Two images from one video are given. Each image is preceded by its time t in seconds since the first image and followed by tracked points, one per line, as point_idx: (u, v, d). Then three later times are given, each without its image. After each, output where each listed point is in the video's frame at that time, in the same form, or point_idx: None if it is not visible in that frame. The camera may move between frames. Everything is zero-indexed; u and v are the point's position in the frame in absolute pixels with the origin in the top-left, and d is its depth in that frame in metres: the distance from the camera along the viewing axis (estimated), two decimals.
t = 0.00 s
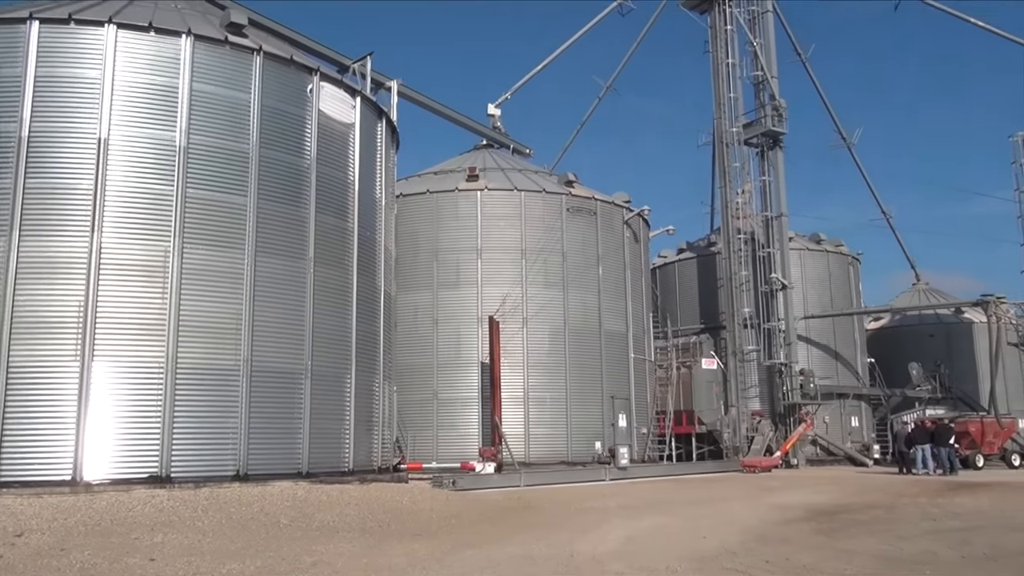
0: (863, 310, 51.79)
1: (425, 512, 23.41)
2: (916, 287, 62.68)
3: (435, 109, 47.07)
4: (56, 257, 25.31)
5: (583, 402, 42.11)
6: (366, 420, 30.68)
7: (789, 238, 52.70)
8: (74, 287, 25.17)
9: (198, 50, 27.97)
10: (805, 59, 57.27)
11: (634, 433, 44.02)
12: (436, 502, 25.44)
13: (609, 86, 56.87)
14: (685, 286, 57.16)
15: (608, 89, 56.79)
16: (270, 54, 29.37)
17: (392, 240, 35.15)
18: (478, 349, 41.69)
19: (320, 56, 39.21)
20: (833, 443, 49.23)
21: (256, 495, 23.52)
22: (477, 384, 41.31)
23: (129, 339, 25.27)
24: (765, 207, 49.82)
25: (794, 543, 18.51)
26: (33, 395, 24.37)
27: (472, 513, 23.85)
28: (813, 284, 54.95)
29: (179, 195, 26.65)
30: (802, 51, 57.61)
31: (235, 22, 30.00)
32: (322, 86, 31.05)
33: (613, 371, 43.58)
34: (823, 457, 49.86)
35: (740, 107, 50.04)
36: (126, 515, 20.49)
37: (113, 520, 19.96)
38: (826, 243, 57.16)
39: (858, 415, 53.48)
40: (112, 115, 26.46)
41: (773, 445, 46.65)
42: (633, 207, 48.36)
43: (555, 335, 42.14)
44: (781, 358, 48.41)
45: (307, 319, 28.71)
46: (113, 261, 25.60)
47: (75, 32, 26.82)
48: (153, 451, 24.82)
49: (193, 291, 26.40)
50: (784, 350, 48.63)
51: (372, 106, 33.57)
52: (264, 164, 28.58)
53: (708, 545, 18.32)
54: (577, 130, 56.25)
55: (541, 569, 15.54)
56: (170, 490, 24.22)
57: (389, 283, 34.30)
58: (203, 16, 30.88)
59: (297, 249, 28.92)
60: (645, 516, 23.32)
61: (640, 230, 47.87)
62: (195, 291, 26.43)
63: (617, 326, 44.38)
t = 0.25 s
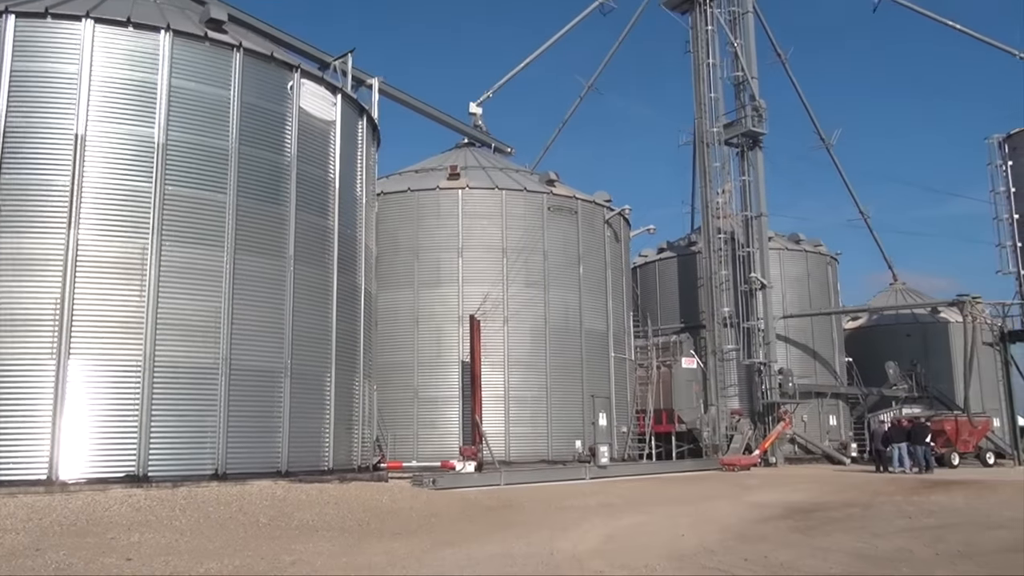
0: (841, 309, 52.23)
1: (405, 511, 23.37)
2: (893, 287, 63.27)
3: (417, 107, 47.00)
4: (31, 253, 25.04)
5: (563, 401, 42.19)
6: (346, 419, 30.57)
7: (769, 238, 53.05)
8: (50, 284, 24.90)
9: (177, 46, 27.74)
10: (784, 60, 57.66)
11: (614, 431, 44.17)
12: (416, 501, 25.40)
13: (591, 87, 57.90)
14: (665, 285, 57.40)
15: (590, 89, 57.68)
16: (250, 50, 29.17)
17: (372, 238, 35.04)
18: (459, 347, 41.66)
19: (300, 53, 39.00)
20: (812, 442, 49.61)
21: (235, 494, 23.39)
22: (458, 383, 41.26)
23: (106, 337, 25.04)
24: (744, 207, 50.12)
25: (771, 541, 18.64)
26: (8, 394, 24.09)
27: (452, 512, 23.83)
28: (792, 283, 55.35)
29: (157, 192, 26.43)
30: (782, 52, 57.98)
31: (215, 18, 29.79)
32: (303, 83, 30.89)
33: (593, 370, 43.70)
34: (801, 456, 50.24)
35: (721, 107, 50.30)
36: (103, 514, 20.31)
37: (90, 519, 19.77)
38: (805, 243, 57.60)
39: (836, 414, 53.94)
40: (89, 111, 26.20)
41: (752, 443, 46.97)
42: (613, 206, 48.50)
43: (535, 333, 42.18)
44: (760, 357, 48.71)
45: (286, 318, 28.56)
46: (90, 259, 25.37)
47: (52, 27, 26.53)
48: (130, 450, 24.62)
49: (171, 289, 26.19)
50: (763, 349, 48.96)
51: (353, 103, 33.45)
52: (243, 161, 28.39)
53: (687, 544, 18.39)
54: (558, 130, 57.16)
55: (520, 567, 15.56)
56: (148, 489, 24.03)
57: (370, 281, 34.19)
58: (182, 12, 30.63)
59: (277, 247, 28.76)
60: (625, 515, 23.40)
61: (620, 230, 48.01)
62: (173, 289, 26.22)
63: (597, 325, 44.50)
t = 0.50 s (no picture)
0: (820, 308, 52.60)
1: (386, 509, 23.31)
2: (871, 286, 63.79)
3: (398, 105, 46.84)
4: (8, 250, 24.75)
5: (545, 399, 42.24)
6: (327, 417, 30.45)
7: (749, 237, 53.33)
8: (26, 281, 24.62)
9: (157, 42, 27.50)
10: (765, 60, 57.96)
11: (596, 429, 44.28)
12: (397, 499, 25.34)
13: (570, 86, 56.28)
14: (647, 284, 57.54)
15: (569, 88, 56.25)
16: (230, 46, 28.96)
17: (353, 236, 34.90)
18: (441, 345, 41.61)
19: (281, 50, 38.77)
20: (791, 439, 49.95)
21: (215, 493, 23.24)
22: (439, 381, 41.20)
23: (84, 335, 24.82)
24: (725, 207, 50.35)
25: (751, 538, 18.75)
26: None
27: (433, 510, 23.80)
28: (772, 282, 55.67)
29: (137, 189, 26.21)
30: (763, 53, 58.26)
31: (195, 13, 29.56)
32: (284, 79, 30.71)
33: (575, 368, 43.78)
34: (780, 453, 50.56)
35: (702, 107, 50.49)
36: (81, 514, 20.11)
37: (67, 519, 19.57)
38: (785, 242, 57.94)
39: (815, 411, 54.34)
40: (67, 106, 25.93)
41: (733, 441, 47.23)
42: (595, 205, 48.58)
43: (517, 332, 42.19)
44: (741, 355, 48.96)
45: (267, 315, 28.41)
46: (68, 256, 25.13)
47: (29, 21, 26.23)
48: (109, 449, 24.41)
49: (150, 286, 25.97)
50: (743, 348, 49.20)
51: (334, 100, 33.29)
52: (224, 158, 28.19)
53: (667, 541, 18.48)
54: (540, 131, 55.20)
55: (501, 565, 15.55)
56: (126, 488, 23.82)
57: (351, 279, 34.07)
58: (162, 7, 30.36)
59: (257, 244, 28.59)
60: (606, 513, 23.46)
61: (602, 228, 48.11)
62: (152, 286, 26.01)
63: (579, 323, 44.58)
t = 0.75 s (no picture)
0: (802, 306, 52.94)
1: (368, 508, 23.25)
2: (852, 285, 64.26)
3: (382, 103, 46.75)
4: None
5: (528, 397, 42.27)
6: (309, 416, 30.33)
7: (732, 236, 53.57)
8: (4, 279, 24.34)
9: (137, 38, 27.26)
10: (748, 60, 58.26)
11: (578, 427, 44.38)
12: (380, 498, 25.29)
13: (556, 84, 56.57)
14: (630, 283, 57.69)
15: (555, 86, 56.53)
16: (212, 43, 28.77)
17: (336, 234, 34.77)
18: (424, 344, 41.55)
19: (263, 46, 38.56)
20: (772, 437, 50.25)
21: (196, 492, 23.10)
22: (422, 379, 41.14)
23: (63, 333, 24.61)
24: (708, 206, 50.58)
25: (732, 535, 18.83)
26: None
27: (416, 509, 23.76)
28: (754, 281, 55.97)
29: (117, 186, 25.99)
30: (746, 53, 58.55)
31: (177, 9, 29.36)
32: (266, 76, 30.56)
33: (558, 367, 43.84)
34: (762, 451, 50.85)
35: (685, 106, 50.67)
36: (60, 514, 19.93)
37: (46, 519, 19.39)
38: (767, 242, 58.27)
39: (797, 410, 54.70)
40: (47, 103, 25.67)
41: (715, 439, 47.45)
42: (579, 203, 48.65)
43: (500, 330, 42.19)
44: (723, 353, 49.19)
45: (249, 313, 28.26)
46: (47, 254, 24.89)
47: (8, 16, 25.96)
48: (88, 449, 24.22)
49: (130, 285, 25.77)
50: (725, 346, 49.42)
51: (317, 98, 33.16)
52: (205, 155, 28.01)
53: (649, 539, 18.53)
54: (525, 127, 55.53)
55: (484, 564, 15.54)
56: (106, 487, 23.63)
57: (334, 277, 33.95)
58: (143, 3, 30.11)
59: (239, 242, 28.43)
60: (588, 511, 23.51)
61: (586, 227, 48.20)
62: (132, 284, 25.80)
63: (562, 322, 44.64)
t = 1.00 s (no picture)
0: (784, 305, 53.24)
1: (351, 507, 23.18)
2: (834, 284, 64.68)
3: (366, 101, 46.70)
4: None
5: (512, 396, 42.28)
6: (292, 414, 30.20)
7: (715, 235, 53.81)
8: None
9: (118, 34, 27.03)
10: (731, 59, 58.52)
11: (562, 426, 44.45)
12: (363, 497, 25.21)
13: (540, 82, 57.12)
14: (614, 281, 57.83)
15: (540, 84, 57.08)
16: (194, 39, 28.56)
17: (319, 232, 34.61)
18: (407, 342, 41.47)
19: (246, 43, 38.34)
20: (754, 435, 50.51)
21: (177, 492, 22.94)
22: (406, 377, 41.07)
23: (43, 332, 24.37)
24: (691, 205, 50.77)
25: (714, 533, 18.92)
26: None
27: (399, 508, 23.70)
28: (737, 280, 56.23)
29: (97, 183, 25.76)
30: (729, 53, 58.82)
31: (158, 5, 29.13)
32: (249, 74, 30.39)
33: (542, 365, 43.89)
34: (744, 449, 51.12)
35: (669, 105, 50.82)
36: (40, 514, 19.74)
37: (25, 519, 19.19)
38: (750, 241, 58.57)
39: (778, 408, 55.02)
40: (26, 98, 25.40)
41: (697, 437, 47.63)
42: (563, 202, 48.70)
43: (484, 329, 42.17)
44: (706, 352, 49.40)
45: (231, 311, 28.11)
46: (26, 251, 24.63)
47: None
48: (68, 448, 24.00)
49: (111, 283, 25.56)
50: (708, 344, 49.63)
51: (300, 96, 33.02)
52: (187, 152, 27.81)
53: (632, 537, 18.56)
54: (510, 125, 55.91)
55: (467, 562, 15.51)
56: (86, 487, 23.43)
57: (317, 275, 33.80)
58: None
59: (221, 240, 28.26)
60: (572, 509, 23.53)
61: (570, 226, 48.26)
62: (113, 282, 25.60)
63: (546, 321, 44.68)
